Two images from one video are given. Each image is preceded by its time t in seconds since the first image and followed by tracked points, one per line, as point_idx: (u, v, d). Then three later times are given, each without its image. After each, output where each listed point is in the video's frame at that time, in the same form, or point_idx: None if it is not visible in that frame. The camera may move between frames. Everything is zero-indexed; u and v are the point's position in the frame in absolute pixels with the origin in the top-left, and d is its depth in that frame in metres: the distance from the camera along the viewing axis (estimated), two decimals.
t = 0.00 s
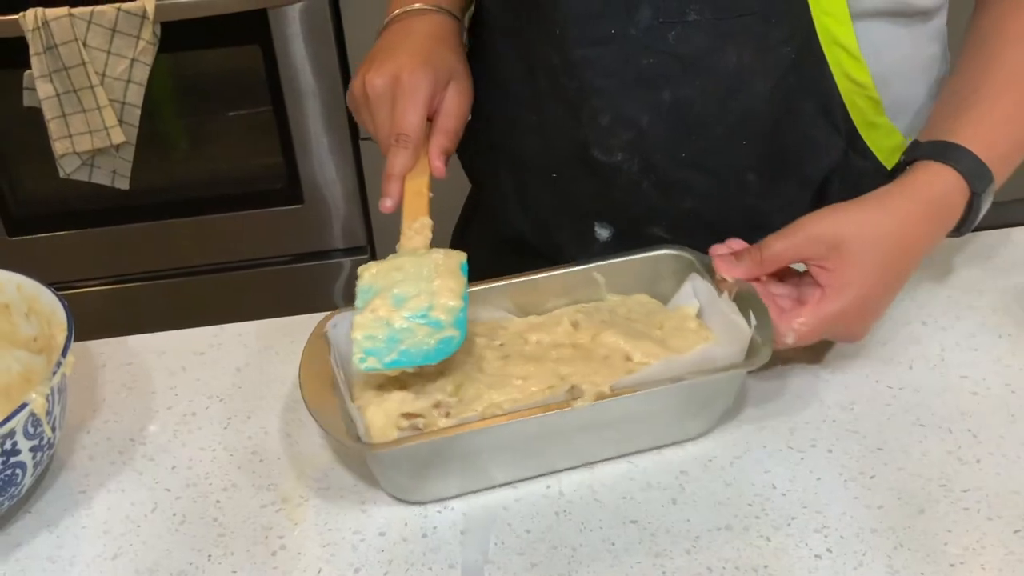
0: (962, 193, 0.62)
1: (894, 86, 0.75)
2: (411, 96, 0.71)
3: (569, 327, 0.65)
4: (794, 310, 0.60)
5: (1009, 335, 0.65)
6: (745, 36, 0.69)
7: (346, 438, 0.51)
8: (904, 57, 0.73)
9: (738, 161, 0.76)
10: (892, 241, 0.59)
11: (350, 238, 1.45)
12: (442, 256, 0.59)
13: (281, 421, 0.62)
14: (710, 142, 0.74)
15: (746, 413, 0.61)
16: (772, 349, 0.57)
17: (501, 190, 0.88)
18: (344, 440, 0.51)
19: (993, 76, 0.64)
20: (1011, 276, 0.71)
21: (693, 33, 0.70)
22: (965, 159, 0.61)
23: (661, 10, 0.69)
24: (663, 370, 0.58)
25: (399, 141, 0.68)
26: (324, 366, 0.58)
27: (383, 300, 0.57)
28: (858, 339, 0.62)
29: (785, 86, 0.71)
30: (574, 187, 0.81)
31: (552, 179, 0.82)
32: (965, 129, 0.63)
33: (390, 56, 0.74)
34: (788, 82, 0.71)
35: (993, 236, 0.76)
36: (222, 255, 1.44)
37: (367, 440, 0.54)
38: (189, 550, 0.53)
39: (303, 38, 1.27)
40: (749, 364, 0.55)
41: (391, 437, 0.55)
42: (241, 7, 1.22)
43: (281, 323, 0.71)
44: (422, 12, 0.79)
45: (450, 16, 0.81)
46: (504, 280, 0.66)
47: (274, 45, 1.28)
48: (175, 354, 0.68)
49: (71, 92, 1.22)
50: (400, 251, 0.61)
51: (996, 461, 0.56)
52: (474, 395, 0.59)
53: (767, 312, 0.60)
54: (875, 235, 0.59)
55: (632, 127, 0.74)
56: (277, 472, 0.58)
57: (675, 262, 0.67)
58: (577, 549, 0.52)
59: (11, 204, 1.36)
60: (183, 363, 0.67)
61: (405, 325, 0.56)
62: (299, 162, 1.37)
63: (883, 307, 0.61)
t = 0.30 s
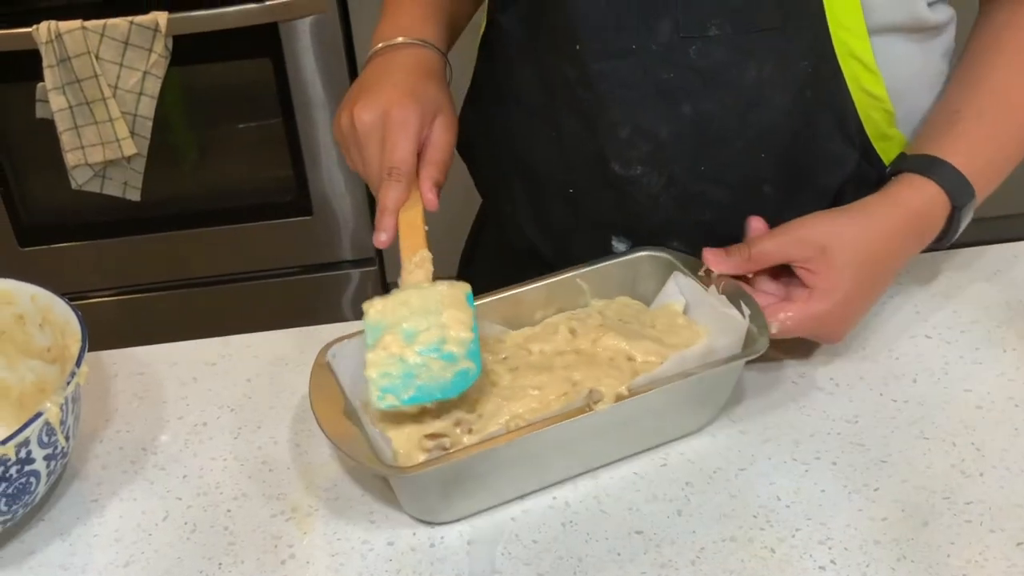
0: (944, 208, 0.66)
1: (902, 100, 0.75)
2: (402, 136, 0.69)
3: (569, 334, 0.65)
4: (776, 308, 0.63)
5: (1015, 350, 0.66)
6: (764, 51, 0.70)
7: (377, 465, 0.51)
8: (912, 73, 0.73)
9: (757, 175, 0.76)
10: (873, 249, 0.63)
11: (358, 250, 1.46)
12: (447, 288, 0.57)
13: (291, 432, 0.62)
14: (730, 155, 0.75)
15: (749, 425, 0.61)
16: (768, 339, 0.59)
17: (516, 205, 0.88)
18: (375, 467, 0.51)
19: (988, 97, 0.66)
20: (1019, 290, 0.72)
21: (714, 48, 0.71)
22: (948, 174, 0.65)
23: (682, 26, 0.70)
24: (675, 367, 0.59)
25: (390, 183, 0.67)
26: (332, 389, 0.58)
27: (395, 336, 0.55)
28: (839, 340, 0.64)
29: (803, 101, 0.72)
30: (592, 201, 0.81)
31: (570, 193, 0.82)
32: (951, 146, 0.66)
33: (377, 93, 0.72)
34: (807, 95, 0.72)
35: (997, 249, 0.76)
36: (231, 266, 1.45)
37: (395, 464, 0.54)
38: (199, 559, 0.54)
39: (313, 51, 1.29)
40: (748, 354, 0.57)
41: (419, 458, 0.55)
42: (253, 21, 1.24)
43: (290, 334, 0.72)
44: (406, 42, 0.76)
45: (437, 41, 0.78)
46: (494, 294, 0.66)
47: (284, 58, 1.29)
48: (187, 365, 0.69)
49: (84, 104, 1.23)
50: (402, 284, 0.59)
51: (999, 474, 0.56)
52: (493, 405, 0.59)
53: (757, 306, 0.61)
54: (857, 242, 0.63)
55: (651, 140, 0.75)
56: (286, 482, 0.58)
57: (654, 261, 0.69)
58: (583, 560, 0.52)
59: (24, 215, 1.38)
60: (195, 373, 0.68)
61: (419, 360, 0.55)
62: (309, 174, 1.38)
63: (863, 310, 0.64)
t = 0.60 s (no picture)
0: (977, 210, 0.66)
1: (911, 109, 0.76)
2: (423, 155, 0.67)
3: (580, 339, 0.65)
4: (833, 324, 0.61)
5: None
6: (773, 61, 0.71)
7: (393, 467, 0.52)
8: (920, 82, 0.74)
9: (768, 185, 0.76)
10: (920, 253, 0.62)
11: (368, 254, 1.47)
12: (487, 312, 0.60)
13: (304, 434, 0.63)
14: (742, 164, 0.75)
15: (760, 429, 0.62)
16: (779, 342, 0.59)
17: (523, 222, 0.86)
18: (391, 470, 0.52)
19: (1002, 102, 0.67)
20: None
21: (726, 59, 0.71)
22: (974, 177, 0.65)
23: (694, 37, 0.71)
24: (687, 371, 0.59)
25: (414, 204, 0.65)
26: (348, 392, 0.59)
27: (443, 363, 0.58)
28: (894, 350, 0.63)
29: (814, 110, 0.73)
30: (604, 212, 0.81)
31: (580, 206, 0.82)
32: (973, 148, 0.66)
33: (394, 114, 0.70)
34: (818, 107, 0.72)
35: (1007, 256, 0.77)
36: (240, 271, 1.46)
37: (410, 465, 0.55)
38: (215, 559, 0.54)
39: (323, 58, 1.30)
40: (761, 358, 0.57)
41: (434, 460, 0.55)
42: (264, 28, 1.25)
43: (304, 338, 0.72)
44: (417, 62, 0.75)
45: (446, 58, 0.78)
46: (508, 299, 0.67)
47: (295, 65, 1.30)
48: (201, 369, 0.70)
49: (96, 109, 1.24)
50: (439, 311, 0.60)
51: (1008, 479, 0.56)
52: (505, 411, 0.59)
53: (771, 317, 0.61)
54: (904, 248, 0.62)
55: (663, 150, 0.75)
56: (300, 484, 0.59)
57: (664, 268, 0.70)
58: (594, 562, 0.53)
59: (36, 219, 1.39)
60: (209, 377, 0.68)
61: (470, 386, 0.57)
62: (318, 180, 1.39)
63: (914, 317, 0.63)
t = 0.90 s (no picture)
0: (981, 215, 0.65)
1: (912, 110, 0.76)
2: (464, 138, 0.69)
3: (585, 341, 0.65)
4: (838, 329, 0.62)
5: None
6: (775, 66, 0.71)
7: (400, 467, 0.52)
8: (921, 84, 0.74)
9: (770, 190, 0.76)
10: (929, 261, 0.62)
11: (370, 257, 1.47)
12: (561, 279, 0.62)
13: (310, 435, 0.63)
14: (744, 169, 0.75)
15: (765, 432, 0.62)
16: (786, 344, 0.60)
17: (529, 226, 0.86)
18: (398, 470, 0.52)
19: (1009, 103, 0.68)
20: None
21: (726, 64, 0.71)
22: (981, 181, 0.65)
23: (694, 43, 0.71)
24: (693, 372, 0.60)
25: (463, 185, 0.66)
26: (355, 392, 0.59)
27: (533, 328, 0.59)
28: (896, 357, 0.63)
29: (815, 114, 0.73)
30: (607, 218, 0.81)
31: (584, 211, 0.81)
32: (980, 150, 0.67)
33: (429, 97, 0.71)
34: (819, 110, 0.73)
35: (1010, 259, 0.77)
36: (243, 274, 1.46)
37: (417, 466, 0.55)
38: (221, 560, 0.54)
39: (324, 61, 1.31)
40: (768, 360, 0.58)
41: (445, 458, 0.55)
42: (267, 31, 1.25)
43: (310, 339, 0.73)
44: (435, 47, 0.75)
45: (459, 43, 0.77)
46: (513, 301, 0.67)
47: (297, 68, 1.31)
48: (207, 370, 0.70)
49: (100, 112, 1.24)
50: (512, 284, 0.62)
51: (1014, 481, 0.56)
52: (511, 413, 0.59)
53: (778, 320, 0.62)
54: (913, 255, 0.62)
55: (665, 156, 0.75)
56: (306, 485, 0.59)
57: (670, 270, 0.70)
58: (601, 563, 0.53)
59: (40, 221, 1.39)
60: (215, 378, 0.69)
61: (564, 346, 0.59)
62: (320, 183, 1.39)
63: (920, 321, 0.63)
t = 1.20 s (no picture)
0: (977, 225, 0.66)
1: (908, 120, 0.76)
2: (484, 127, 0.70)
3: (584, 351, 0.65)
4: (834, 340, 0.62)
5: None
6: (770, 78, 0.72)
7: (399, 477, 0.52)
8: (914, 95, 0.75)
9: (765, 200, 0.77)
10: (926, 272, 0.63)
11: (369, 267, 1.47)
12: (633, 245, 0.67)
13: (309, 445, 0.63)
14: (739, 179, 0.75)
15: (762, 442, 0.62)
16: (781, 353, 0.60)
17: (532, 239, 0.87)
18: (397, 480, 0.52)
19: (1005, 114, 0.68)
20: None
21: (722, 76, 0.72)
22: (978, 194, 0.65)
23: (690, 55, 0.72)
24: (691, 383, 0.60)
25: (495, 172, 0.68)
26: (354, 403, 0.59)
27: (634, 288, 0.64)
28: (894, 367, 0.64)
29: (810, 124, 0.73)
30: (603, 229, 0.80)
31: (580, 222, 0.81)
32: (975, 162, 0.67)
33: (439, 95, 0.71)
34: (814, 121, 0.73)
35: (1005, 270, 0.77)
36: (240, 284, 1.46)
37: (415, 476, 0.55)
38: (221, 569, 0.55)
39: (323, 72, 1.32)
40: (764, 371, 0.58)
41: (441, 468, 0.56)
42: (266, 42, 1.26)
43: (309, 349, 0.73)
44: (421, 46, 0.74)
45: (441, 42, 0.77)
46: (510, 312, 0.67)
47: (296, 78, 1.32)
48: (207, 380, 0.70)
49: (99, 122, 1.25)
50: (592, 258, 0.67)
51: (1009, 491, 0.57)
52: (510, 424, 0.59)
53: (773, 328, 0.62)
54: (910, 266, 0.63)
55: (661, 166, 0.75)
56: (305, 494, 0.59)
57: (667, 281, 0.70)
58: (598, 573, 0.53)
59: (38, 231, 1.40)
60: (214, 388, 0.69)
61: (671, 298, 0.63)
62: (319, 193, 1.40)
63: (916, 332, 0.64)
